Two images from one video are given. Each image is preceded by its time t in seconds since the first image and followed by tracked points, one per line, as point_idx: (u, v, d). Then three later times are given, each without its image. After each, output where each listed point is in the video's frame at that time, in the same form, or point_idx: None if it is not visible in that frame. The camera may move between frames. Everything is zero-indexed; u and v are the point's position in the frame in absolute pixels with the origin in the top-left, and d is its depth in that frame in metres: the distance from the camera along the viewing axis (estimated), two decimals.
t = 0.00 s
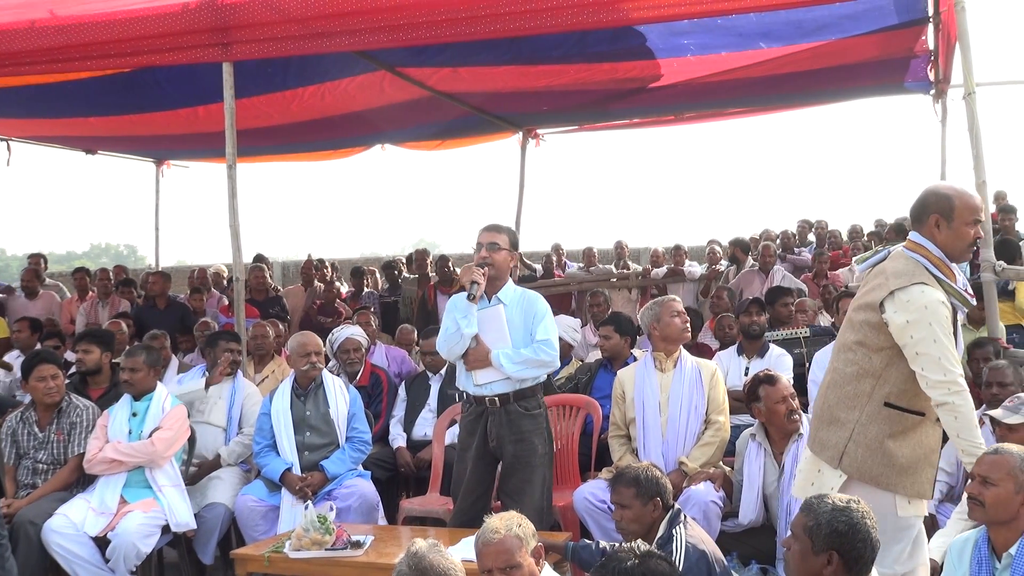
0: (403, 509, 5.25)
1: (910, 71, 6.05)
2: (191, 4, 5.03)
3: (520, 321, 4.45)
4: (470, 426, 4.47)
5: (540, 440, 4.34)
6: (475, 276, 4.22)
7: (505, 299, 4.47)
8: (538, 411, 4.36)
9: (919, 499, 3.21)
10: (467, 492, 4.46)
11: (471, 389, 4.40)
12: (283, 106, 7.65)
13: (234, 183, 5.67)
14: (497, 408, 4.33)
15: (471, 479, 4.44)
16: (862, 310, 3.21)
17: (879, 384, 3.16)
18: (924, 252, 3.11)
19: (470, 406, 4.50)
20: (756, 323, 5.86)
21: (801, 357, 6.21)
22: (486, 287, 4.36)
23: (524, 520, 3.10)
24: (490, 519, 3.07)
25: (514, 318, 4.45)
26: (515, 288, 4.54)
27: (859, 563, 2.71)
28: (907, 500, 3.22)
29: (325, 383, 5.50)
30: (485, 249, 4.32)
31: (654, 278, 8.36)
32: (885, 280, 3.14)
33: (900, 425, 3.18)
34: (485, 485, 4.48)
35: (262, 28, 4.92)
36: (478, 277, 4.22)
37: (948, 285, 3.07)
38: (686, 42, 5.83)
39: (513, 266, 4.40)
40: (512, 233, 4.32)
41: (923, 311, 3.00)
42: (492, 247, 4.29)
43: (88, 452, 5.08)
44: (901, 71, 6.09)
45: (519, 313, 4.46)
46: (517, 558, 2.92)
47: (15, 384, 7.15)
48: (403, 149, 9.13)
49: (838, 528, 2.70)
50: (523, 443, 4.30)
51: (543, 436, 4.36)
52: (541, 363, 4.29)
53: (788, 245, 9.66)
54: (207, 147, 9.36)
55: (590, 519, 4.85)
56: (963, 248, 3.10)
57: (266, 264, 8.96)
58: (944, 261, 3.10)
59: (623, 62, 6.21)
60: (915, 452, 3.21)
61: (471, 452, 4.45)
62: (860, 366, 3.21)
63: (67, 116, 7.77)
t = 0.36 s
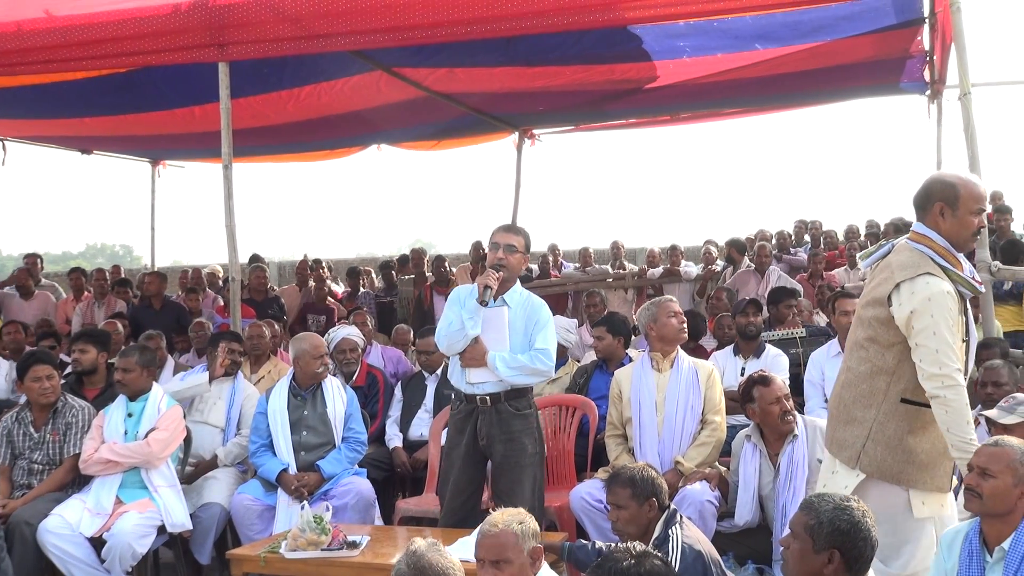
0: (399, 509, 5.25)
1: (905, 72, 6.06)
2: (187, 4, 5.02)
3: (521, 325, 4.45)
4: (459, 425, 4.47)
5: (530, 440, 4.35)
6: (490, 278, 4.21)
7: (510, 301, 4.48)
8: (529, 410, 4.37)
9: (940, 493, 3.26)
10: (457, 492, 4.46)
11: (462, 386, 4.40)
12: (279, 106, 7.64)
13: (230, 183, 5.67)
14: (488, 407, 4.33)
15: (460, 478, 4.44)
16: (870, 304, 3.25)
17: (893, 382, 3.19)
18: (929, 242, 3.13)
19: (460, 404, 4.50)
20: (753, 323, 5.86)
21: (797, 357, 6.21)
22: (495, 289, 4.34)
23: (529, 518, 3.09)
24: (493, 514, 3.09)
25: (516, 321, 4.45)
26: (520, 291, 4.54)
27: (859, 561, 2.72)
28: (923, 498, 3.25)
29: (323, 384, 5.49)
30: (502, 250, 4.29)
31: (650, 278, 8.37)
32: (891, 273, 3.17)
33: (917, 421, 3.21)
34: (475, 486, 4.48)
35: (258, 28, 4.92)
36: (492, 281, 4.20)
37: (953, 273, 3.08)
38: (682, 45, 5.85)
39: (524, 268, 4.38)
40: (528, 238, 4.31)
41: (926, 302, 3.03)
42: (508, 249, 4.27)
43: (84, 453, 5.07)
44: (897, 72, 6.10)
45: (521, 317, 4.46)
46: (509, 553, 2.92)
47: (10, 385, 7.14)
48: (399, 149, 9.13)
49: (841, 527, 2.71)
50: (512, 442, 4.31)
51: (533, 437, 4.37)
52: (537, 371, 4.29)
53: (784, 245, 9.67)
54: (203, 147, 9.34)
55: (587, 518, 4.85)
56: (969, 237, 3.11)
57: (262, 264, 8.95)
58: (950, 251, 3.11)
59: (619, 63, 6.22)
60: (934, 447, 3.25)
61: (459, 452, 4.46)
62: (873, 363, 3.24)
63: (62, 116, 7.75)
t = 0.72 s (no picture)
0: (394, 509, 5.24)
1: (900, 73, 6.08)
2: (180, 4, 5.01)
3: (518, 325, 4.44)
4: (456, 425, 4.47)
5: (525, 441, 4.35)
6: (484, 278, 4.20)
7: (506, 301, 4.47)
8: (525, 411, 4.36)
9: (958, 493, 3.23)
10: (452, 492, 4.46)
11: (458, 386, 4.42)
12: (273, 106, 7.63)
13: (225, 183, 5.66)
14: (484, 407, 4.33)
15: (456, 478, 4.45)
16: (863, 305, 3.31)
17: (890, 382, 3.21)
18: (917, 240, 3.17)
19: (456, 404, 4.51)
20: (748, 324, 5.88)
21: (791, 357, 6.22)
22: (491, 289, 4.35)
23: (533, 514, 3.08)
24: (497, 506, 3.11)
25: (513, 321, 4.44)
26: (518, 291, 4.54)
27: (856, 560, 2.74)
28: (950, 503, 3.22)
29: (322, 385, 5.49)
30: (496, 249, 4.27)
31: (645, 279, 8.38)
32: (880, 273, 3.23)
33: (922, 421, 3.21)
34: (470, 486, 4.48)
35: (253, 27, 4.91)
36: (488, 281, 4.18)
37: (939, 272, 3.11)
38: (677, 46, 5.86)
39: (520, 268, 4.37)
40: (523, 236, 4.30)
41: (908, 299, 3.08)
42: (503, 247, 4.26)
43: (78, 453, 5.06)
44: (891, 72, 6.11)
45: (518, 316, 4.45)
46: (498, 548, 2.95)
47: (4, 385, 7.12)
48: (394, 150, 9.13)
49: (842, 525, 2.72)
50: (509, 443, 4.31)
51: (528, 437, 4.37)
52: (532, 371, 4.29)
53: (779, 246, 9.69)
54: (197, 147, 9.32)
55: (581, 519, 4.86)
56: (957, 238, 3.12)
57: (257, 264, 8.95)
58: (938, 250, 3.14)
59: (614, 64, 6.22)
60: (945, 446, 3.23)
61: (455, 452, 4.46)
62: (872, 366, 3.26)
63: (56, 115, 7.73)
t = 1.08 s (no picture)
0: (392, 510, 5.23)
1: (897, 73, 6.07)
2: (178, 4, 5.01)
3: (517, 324, 4.43)
4: (457, 425, 4.48)
5: (527, 441, 4.35)
6: (475, 280, 4.26)
7: (506, 301, 4.46)
8: (527, 411, 4.36)
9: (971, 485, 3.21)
10: (453, 492, 4.47)
11: (461, 387, 4.42)
12: (271, 105, 7.62)
13: (222, 183, 5.65)
14: (486, 408, 4.33)
15: (458, 478, 4.45)
16: (861, 304, 3.34)
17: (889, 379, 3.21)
18: (914, 239, 3.18)
19: (459, 404, 4.52)
20: (743, 323, 5.87)
21: (789, 357, 6.23)
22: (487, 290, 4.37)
23: (531, 514, 3.08)
24: (496, 504, 3.11)
25: (512, 321, 4.44)
26: (517, 291, 4.53)
27: (856, 560, 2.75)
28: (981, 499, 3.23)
29: (319, 386, 5.49)
30: (488, 250, 4.32)
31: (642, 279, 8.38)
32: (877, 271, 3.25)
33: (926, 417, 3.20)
34: (472, 486, 4.49)
35: (250, 27, 4.91)
36: (478, 282, 4.25)
37: (934, 271, 3.12)
38: (675, 45, 5.86)
39: (515, 267, 4.38)
40: (517, 236, 4.31)
41: (903, 297, 3.10)
42: (495, 248, 4.29)
43: (76, 454, 5.05)
44: (889, 73, 6.11)
45: (517, 316, 4.44)
46: (495, 546, 2.95)
47: None
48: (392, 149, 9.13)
49: (843, 525, 2.73)
50: (511, 443, 4.31)
51: (530, 437, 4.37)
52: (533, 370, 4.29)
53: (776, 246, 9.69)
54: (195, 146, 9.31)
55: (579, 519, 4.86)
56: (952, 239, 3.13)
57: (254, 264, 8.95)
58: (934, 249, 3.15)
59: (612, 64, 6.22)
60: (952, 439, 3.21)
61: (457, 452, 4.46)
62: (870, 364, 3.28)
63: (53, 114, 7.71)
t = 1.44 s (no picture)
0: (390, 510, 5.23)
1: (896, 73, 6.07)
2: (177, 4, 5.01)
3: (512, 325, 4.37)
4: (457, 423, 4.49)
5: (524, 442, 4.34)
6: (460, 284, 4.28)
7: (502, 302, 4.40)
8: (524, 412, 4.35)
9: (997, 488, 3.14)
10: (454, 489, 4.49)
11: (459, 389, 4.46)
12: (270, 104, 7.62)
13: (221, 183, 5.65)
14: (482, 409, 4.34)
15: (458, 476, 4.47)
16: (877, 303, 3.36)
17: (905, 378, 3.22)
18: (924, 236, 3.18)
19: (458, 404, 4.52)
20: (740, 323, 5.87)
21: (787, 357, 6.23)
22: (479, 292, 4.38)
23: (529, 514, 3.08)
24: (493, 505, 3.10)
25: (507, 322, 4.37)
26: (516, 288, 4.44)
27: (855, 559, 2.76)
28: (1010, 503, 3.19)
29: (316, 386, 5.49)
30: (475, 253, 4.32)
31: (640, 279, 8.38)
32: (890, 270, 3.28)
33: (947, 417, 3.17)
34: (473, 484, 4.50)
35: (249, 27, 4.91)
36: (464, 286, 4.27)
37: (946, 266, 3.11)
38: (673, 46, 5.86)
39: (509, 264, 4.36)
40: (503, 237, 4.28)
41: (912, 294, 3.11)
42: (481, 250, 4.29)
43: (75, 454, 5.05)
44: (888, 73, 6.11)
45: (512, 317, 4.37)
46: (491, 548, 2.95)
47: None
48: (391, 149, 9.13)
49: (840, 525, 2.73)
50: (507, 444, 4.30)
51: (527, 438, 4.36)
52: (523, 374, 4.25)
53: (775, 246, 9.70)
54: (194, 146, 9.31)
55: (578, 519, 4.86)
56: (962, 235, 3.13)
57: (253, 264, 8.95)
58: (943, 244, 3.14)
59: (611, 63, 6.22)
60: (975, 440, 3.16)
61: (457, 450, 4.48)
62: (886, 364, 3.30)
63: (52, 113, 7.72)
